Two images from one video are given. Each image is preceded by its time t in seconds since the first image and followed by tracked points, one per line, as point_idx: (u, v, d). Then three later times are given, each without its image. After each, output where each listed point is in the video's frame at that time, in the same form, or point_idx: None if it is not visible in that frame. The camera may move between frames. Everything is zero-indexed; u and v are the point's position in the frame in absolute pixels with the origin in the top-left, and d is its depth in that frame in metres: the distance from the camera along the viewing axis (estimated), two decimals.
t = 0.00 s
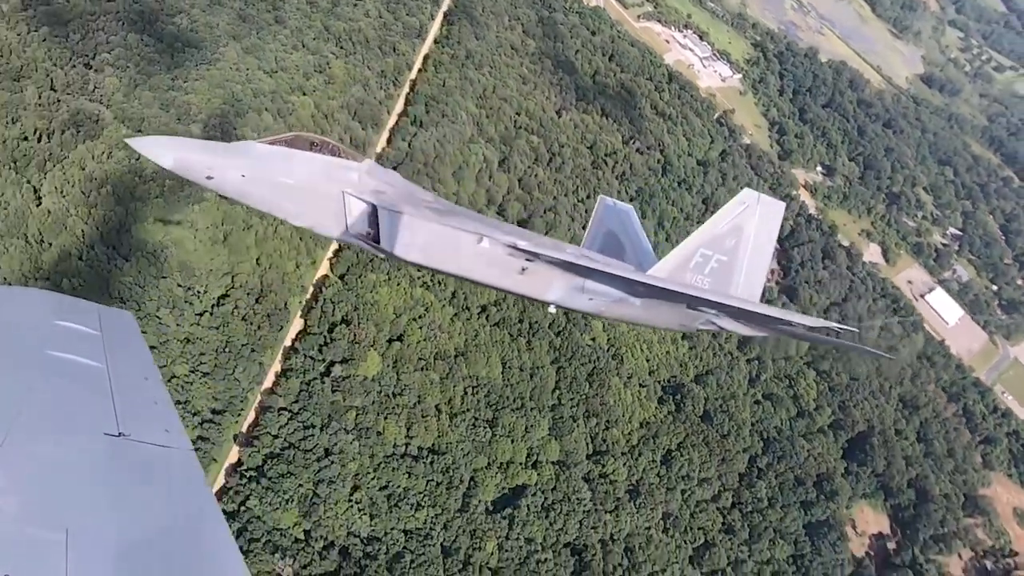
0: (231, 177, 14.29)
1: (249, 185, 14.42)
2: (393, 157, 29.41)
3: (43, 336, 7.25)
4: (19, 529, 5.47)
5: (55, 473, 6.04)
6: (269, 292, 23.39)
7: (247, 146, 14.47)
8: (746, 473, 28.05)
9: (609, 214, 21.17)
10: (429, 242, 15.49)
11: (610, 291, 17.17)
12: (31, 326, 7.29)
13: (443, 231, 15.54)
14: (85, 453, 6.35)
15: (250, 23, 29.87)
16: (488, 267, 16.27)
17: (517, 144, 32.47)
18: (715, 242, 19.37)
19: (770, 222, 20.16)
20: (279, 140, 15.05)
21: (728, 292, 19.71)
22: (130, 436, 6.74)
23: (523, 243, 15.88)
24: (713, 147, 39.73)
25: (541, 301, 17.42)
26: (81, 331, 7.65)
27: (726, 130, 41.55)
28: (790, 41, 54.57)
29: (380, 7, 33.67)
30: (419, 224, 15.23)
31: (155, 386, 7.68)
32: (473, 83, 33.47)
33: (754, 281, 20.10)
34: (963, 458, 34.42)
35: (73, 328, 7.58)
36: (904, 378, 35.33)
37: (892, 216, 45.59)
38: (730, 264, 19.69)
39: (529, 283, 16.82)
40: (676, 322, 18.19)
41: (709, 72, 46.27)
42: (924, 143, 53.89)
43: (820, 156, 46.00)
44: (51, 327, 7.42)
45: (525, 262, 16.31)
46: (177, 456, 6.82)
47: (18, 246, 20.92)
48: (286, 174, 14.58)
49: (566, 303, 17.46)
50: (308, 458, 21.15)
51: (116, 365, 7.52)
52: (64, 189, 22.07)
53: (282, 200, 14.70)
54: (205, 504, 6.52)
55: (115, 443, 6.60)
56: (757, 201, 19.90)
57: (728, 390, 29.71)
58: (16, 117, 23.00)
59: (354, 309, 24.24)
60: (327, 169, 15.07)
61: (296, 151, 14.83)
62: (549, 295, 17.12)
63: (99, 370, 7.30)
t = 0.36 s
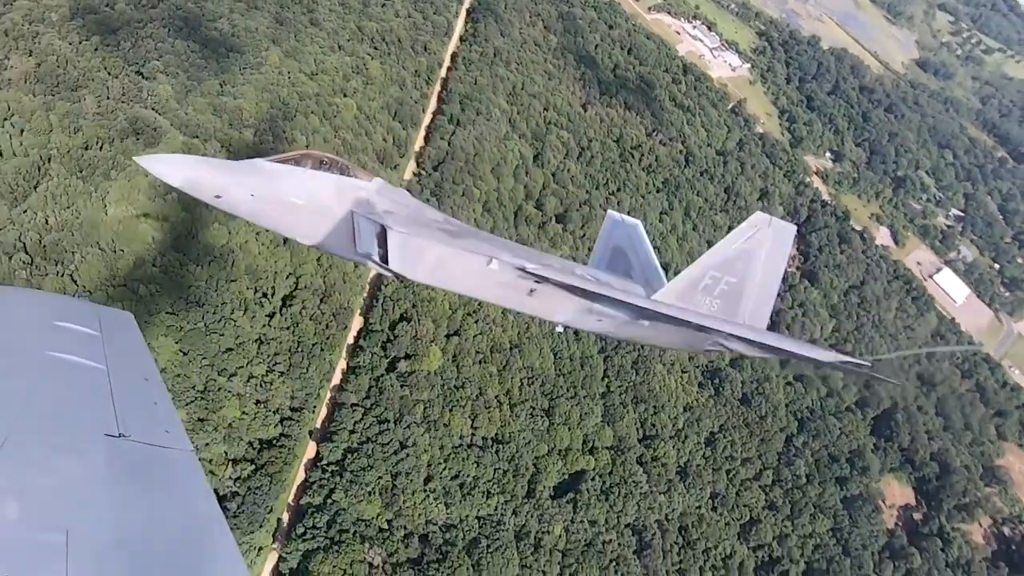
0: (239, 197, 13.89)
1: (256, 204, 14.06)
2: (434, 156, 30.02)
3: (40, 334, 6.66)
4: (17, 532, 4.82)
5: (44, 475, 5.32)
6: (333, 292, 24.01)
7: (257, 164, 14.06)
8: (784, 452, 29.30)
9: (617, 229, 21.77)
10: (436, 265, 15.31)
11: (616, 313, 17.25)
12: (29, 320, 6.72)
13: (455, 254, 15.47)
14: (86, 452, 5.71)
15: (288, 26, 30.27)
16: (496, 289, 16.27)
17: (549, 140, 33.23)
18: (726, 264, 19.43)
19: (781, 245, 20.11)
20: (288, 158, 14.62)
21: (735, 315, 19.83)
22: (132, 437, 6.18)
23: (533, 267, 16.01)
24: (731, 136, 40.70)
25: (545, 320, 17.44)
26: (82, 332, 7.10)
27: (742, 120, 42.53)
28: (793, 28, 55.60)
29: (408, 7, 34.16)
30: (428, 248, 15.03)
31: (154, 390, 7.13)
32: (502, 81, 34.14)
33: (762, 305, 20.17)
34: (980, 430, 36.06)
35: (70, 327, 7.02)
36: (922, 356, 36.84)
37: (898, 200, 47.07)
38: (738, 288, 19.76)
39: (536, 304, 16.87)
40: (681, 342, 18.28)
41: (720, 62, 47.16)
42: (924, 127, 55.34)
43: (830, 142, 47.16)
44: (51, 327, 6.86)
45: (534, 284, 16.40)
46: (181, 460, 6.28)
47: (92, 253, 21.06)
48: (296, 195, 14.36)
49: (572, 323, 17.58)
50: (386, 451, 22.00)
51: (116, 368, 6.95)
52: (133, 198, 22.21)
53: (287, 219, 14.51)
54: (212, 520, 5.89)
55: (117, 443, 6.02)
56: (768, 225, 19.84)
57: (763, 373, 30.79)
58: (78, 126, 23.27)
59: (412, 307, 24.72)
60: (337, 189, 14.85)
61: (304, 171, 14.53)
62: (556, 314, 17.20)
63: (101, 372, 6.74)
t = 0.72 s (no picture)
0: (252, 211, 14.53)
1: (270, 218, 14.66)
2: (469, 154, 30.65)
3: (51, 335, 7.82)
4: (19, 526, 5.86)
5: (48, 476, 6.38)
6: (386, 291, 24.45)
7: (266, 178, 14.61)
8: (814, 431, 30.51)
9: (624, 237, 22.43)
10: (448, 277, 16.37)
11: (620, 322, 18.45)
12: (36, 319, 7.85)
13: (464, 267, 16.42)
14: (87, 453, 6.81)
15: (320, 28, 30.62)
16: (505, 298, 17.35)
17: (575, 135, 33.97)
18: (733, 274, 20.04)
19: (790, 256, 20.59)
20: (298, 171, 15.06)
21: (742, 325, 20.51)
22: (132, 432, 7.34)
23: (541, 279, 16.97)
24: (744, 127, 41.62)
25: (552, 328, 18.59)
26: (86, 331, 8.27)
27: (753, 110, 43.47)
28: (793, 18, 56.52)
29: (432, 6, 34.60)
30: (440, 261, 16.01)
31: (154, 384, 8.30)
32: (527, 78, 34.79)
33: (770, 315, 20.70)
34: (993, 406, 37.51)
35: (74, 326, 8.19)
36: (934, 335, 38.28)
37: (903, 184, 48.32)
38: (745, 298, 20.38)
39: (543, 312, 17.97)
40: (683, 347, 19.34)
41: (727, 53, 48.00)
42: (922, 112, 56.67)
43: (835, 130, 48.25)
44: (59, 326, 8.01)
45: (542, 295, 17.45)
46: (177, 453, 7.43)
47: (157, 259, 21.76)
48: (307, 208, 14.94)
49: (577, 330, 18.70)
50: (449, 444, 22.79)
51: (117, 366, 8.11)
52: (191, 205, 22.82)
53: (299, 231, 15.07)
54: (210, 519, 6.80)
55: (118, 439, 7.17)
56: (776, 237, 20.34)
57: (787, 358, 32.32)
58: (131, 135, 23.66)
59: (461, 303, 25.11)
60: (343, 203, 15.27)
61: (316, 186, 15.05)
62: (564, 321, 18.30)
63: (103, 370, 7.92)
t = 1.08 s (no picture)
0: (268, 220, 15.66)
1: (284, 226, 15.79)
2: (509, 151, 31.49)
3: (55, 335, 8.90)
4: (31, 502, 6.87)
5: (57, 465, 7.36)
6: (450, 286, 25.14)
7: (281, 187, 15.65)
8: (847, 406, 31.95)
9: (632, 239, 23.71)
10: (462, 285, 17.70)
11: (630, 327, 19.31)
12: (40, 322, 8.94)
13: (475, 274, 17.62)
14: (91, 443, 7.80)
15: (358, 30, 31.09)
16: (516, 304, 18.65)
17: (605, 128, 34.84)
18: (743, 279, 21.16)
19: (797, 262, 21.64)
20: (313, 180, 16.04)
21: (750, 329, 21.47)
22: (133, 427, 8.32)
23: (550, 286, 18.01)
24: (759, 113, 42.76)
25: (565, 333, 19.88)
26: (89, 333, 9.33)
27: (766, 96, 44.60)
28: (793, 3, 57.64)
29: (460, 4, 35.19)
30: (453, 271, 17.19)
31: (153, 380, 9.33)
32: (555, 73, 35.60)
33: (776, 319, 21.71)
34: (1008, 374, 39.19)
35: (77, 325, 9.31)
36: (947, 310, 39.91)
37: (907, 164, 49.93)
38: (753, 303, 21.39)
39: (554, 317, 19.21)
40: (688, 353, 20.09)
41: (736, 40, 49.09)
42: (920, 92, 58.25)
43: (841, 113, 49.61)
44: (63, 328, 9.09)
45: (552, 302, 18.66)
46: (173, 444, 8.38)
47: (234, 263, 22.40)
48: (324, 217, 16.00)
49: (586, 334, 19.90)
50: (522, 431, 23.92)
51: (117, 364, 9.14)
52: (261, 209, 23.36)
53: (315, 240, 16.17)
54: (210, 506, 7.69)
55: (118, 432, 8.14)
56: (784, 245, 21.44)
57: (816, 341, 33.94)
58: (196, 143, 24.15)
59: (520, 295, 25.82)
60: (361, 211, 16.33)
61: (335, 197, 16.07)
62: (575, 326, 19.50)
63: (104, 367, 8.96)
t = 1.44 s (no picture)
0: (280, 229, 15.99)
1: (297, 235, 16.11)
2: (541, 144, 32.32)
3: (58, 333, 9.31)
4: (33, 496, 7.34)
5: (60, 462, 7.82)
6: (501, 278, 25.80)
7: (294, 198, 16.03)
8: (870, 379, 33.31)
9: (636, 242, 22.67)
10: (469, 292, 17.54)
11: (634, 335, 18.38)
12: (40, 320, 9.34)
13: (481, 282, 17.38)
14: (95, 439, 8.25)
15: (390, 28, 31.59)
16: (523, 312, 18.29)
17: (630, 118, 35.67)
18: (746, 285, 19.87)
19: (803, 269, 20.33)
20: (322, 189, 16.34)
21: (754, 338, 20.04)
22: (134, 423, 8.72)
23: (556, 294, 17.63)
24: (769, 99, 43.92)
25: (572, 339, 19.30)
26: (89, 330, 9.72)
27: (775, 81, 45.73)
28: None
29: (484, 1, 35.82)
30: (460, 278, 17.10)
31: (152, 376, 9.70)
32: (578, 66, 36.38)
33: (782, 328, 20.31)
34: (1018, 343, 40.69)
35: (77, 321, 9.69)
36: (957, 283, 41.23)
37: (907, 144, 51.45)
38: (758, 310, 20.03)
39: (563, 324, 18.73)
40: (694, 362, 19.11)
41: (741, 26, 50.25)
42: (916, 73, 59.75)
43: (844, 96, 50.90)
44: (64, 326, 9.49)
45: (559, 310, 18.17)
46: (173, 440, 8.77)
47: (299, 264, 22.94)
48: (335, 228, 16.09)
49: (593, 340, 19.29)
50: (580, 415, 25.20)
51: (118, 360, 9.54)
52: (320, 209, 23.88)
53: (328, 249, 16.34)
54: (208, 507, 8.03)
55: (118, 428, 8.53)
56: (789, 250, 20.17)
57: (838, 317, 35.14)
58: (250, 147, 24.67)
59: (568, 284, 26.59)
60: (370, 220, 16.48)
61: (344, 206, 16.28)
62: (582, 334, 18.98)
63: (104, 363, 9.36)
